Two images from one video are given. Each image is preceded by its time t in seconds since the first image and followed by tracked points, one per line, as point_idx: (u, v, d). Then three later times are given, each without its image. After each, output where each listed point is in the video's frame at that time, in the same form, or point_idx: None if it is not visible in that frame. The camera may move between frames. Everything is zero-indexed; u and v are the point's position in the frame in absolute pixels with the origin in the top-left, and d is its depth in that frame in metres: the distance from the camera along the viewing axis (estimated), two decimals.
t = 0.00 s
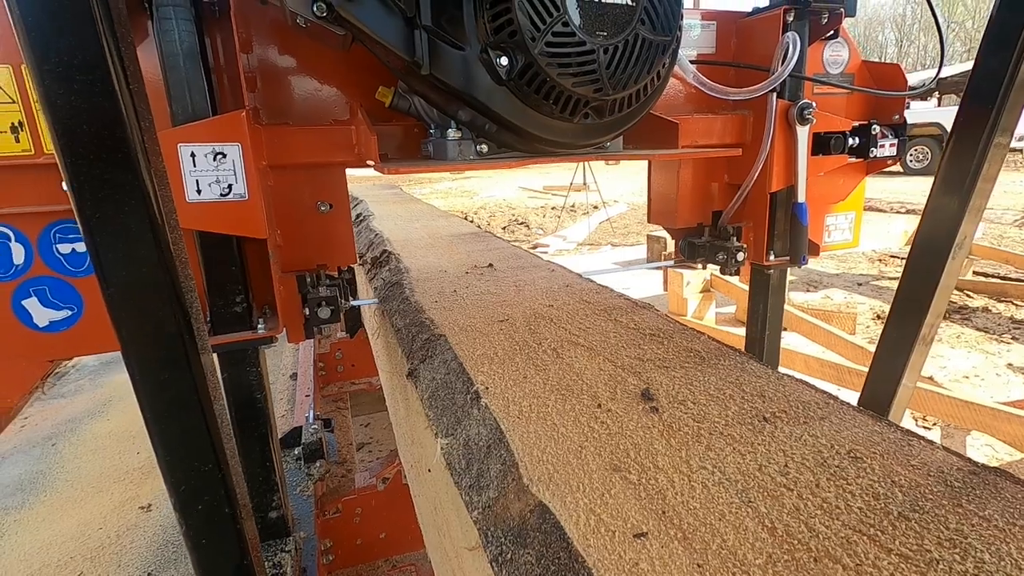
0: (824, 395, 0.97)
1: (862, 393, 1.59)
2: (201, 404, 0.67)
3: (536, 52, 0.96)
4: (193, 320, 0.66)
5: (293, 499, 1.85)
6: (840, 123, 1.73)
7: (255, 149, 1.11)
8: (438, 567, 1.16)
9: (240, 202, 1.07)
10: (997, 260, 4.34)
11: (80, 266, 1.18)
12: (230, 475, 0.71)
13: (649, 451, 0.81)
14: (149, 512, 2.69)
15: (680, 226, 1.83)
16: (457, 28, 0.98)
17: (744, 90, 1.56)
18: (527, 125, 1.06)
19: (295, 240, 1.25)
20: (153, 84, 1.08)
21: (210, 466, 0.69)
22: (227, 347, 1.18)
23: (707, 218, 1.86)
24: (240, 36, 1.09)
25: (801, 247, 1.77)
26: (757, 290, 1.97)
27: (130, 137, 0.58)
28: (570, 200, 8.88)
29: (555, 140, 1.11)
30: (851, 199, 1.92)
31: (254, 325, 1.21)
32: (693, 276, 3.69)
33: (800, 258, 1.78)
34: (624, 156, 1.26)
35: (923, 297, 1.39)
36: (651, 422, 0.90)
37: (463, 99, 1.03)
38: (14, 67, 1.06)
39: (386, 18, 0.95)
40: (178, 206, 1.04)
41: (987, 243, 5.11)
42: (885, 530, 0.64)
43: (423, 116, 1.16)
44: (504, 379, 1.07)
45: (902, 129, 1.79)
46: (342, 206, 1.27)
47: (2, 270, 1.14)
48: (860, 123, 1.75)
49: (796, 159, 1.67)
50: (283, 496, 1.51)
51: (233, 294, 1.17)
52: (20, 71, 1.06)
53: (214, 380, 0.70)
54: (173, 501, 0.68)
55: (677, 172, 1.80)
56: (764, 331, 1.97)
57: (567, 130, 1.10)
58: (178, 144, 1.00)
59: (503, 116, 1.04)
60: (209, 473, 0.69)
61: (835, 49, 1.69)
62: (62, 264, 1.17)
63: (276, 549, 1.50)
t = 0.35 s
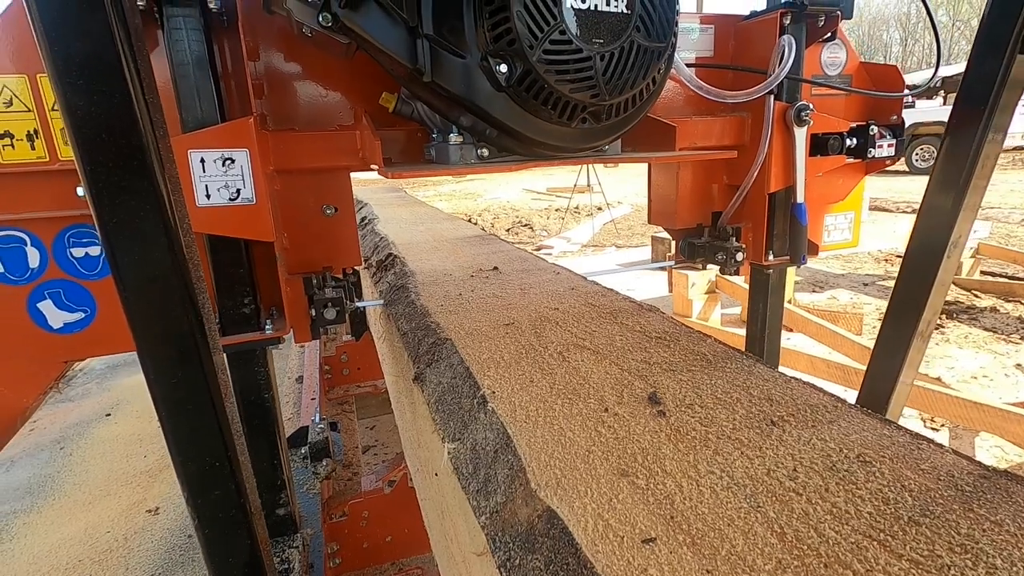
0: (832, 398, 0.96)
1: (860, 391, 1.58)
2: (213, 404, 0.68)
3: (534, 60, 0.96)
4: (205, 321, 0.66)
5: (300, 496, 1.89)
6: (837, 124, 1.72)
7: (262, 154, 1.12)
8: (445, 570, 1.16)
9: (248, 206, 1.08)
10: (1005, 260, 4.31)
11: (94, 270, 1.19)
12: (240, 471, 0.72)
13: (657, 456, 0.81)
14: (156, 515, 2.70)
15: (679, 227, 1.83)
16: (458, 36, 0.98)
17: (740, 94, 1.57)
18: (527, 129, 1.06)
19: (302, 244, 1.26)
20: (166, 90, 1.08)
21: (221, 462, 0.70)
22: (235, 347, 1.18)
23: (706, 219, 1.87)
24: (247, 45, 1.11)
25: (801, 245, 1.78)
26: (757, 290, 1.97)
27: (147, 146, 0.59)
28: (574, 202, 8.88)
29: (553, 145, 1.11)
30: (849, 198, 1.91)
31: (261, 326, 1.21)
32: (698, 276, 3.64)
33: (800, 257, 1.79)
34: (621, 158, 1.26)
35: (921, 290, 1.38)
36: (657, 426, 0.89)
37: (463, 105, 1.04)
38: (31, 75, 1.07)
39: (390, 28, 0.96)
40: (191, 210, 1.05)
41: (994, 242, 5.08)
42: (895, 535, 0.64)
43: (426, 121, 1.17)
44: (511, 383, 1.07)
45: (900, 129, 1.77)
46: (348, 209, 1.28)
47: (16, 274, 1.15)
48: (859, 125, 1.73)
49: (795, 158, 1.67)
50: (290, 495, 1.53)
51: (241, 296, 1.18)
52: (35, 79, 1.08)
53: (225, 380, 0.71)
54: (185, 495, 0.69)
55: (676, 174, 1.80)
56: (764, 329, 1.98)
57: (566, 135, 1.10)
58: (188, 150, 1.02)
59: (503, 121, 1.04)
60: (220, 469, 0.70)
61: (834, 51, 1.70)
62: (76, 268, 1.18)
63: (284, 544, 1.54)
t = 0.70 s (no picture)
0: (829, 396, 0.97)
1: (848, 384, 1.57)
2: (212, 396, 0.69)
3: (525, 60, 0.97)
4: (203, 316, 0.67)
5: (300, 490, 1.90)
6: (828, 122, 1.73)
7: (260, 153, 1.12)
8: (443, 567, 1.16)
9: (245, 204, 1.08)
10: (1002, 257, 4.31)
11: (95, 266, 1.18)
12: (239, 462, 0.73)
13: (654, 454, 0.82)
14: (154, 514, 2.70)
15: (673, 223, 1.84)
16: (450, 38, 0.98)
17: (729, 92, 1.57)
18: (520, 129, 1.07)
19: (300, 241, 1.26)
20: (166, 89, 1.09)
21: (221, 452, 0.71)
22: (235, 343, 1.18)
23: (699, 216, 1.87)
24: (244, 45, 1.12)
25: (792, 242, 1.77)
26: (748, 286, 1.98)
27: (148, 145, 0.61)
28: (572, 199, 8.88)
29: (544, 144, 1.12)
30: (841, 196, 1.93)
31: (259, 321, 1.22)
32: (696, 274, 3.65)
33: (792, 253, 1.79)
34: (612, 156, 1.27)
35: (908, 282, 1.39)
36: (654, 424, 0.90)
37: (455, 105, 1.04)
38: (31, 74, 1.07)
39: (385, 29, 0.97)
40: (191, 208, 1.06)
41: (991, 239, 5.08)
42: (891, 532, 0.64)
43: (421, 120, 1.16)
44: (508, 382, 1.08)
45: (889, 127, 1.79)
46: (345, 207, 1.28)
47: (18, 271, 1.15)
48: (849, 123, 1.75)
49: (785, 155, 1.67)
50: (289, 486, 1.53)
51: (239, 291, 1.19)
52: (36, 79, 1.08)
53: (224, 375, 0.72)
54: (186, 484, 0.71)
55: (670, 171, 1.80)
56: (756, 324, 2.00)
57: (556, 133, 1.10)
58: (187, 149, 1.02)
59: (496, 121, 1.04)
60: (219, 458, 0.71)
61: (825, 50, 1.69)
62: (77, 264, 1.17)
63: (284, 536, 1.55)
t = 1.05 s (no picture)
0: (837, 401, 0.98)
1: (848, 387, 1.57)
2: (238, 389, 0.72)
3: (534, 71, 0.99)
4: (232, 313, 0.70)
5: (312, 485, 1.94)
6: (830, 129, 1.74)
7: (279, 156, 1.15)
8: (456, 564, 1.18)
9: (265, 206, 1.11)
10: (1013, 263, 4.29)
11: (121, 265, 1.22)
12: (260, 450, 0.76)
13: (666, 456, 0.84)
14: (167, 510, 2.74)
15: (677, 226, 1.86)
16: (463, 49, 1.00)
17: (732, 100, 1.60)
18: (530, 137, 1.09)
19: (315, 242, 1.30)
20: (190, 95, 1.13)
21: (244, 440, 0.74)
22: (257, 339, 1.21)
23: (703, 220, 1.89)
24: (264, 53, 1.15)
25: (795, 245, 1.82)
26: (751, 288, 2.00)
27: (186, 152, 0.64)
28: (580, 202, 8.89)
29: (553, 152, 1.14)
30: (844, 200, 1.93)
31: (277, 319, 1.24)
32: (704, 278, 3.66)
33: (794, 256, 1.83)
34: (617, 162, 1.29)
35: (906, 285, 1.40)
36: (665, 426, 0.92)
37: (467, 112, 1.06)
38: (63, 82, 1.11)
39: (401, 40, 1.00)
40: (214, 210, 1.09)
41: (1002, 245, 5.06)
42: (898, 534, 0.66)
43: (433, 126, 1.19)
44: (522, 384, 1.10)
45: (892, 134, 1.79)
46: (359, 209, 1.31)
47: (49, 268, 1.18)
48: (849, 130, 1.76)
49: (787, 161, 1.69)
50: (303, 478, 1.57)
51: (257, 290, 1.22)
52: (69, 87, 1.12)
53: (249, 369, 0.75)
54: (212, 473, 0.74)
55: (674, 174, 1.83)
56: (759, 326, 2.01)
57: (563, 141, 1.12)
58: (211, 153, 1.05)
59: (507, 129, 1.07)
60: (242, 445, 0.74)
61: (828, 57, 1.71)
62: (104, 263, 1.21)
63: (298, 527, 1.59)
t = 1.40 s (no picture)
0: (831, 396, 0.99)
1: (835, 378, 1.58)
2: (234, 386, 0.72)
3: (521, 74, 0.99)
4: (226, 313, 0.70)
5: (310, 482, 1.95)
6: (817, 127, 1.74)
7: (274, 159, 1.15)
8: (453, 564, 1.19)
9: (260, 208, 1.11)
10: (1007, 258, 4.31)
11: (118, 267, 1.21)
12: (257, 445, 0.76)
13: (662, 453, 0.84)
14: (163, 515, 2.73)
15: (666, 223, 1.89)
16: (452, 52, 1.01)
17: (718, 99, 1.61)
18: (520, 138, 1.09)
19: (310, 243, 1.30)
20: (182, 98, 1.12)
21: (241, 436, 0.73)
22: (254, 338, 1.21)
23: (693, 216, 1.91)
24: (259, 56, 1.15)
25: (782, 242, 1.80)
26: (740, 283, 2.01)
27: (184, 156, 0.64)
28: (576, 202, 8.90)
29: (541, 150, 1.14)
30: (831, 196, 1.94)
31: (273, 319, 1.24)
32: (700, 276, 3.67)
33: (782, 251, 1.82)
34: (607, 160, 1.29)
35: (891, 279, 1.40)
36: (662, 424, 0.92)
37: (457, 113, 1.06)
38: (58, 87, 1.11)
39: (392, 45, 1.01)
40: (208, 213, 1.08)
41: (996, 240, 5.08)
42: (893, 528, 0.66)
43: (425, 126, 1.19)
44: (518, 384, 1.10)
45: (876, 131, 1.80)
46: (353, 210, 1.31)
47: (46, 271, 1.18)
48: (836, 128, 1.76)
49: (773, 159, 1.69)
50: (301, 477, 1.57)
51: (253, 289, 1.21)
52: (64, 91, 1.11)
53: (246, 368, 0.75)
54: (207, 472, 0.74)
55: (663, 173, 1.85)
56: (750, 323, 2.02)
57: (551, 140, 1.12)
58: (207, 156, 1.04)
59: (497, 130, 1.07)
60: (239, 441, 0.74)
61: (812, 56, 1.73)
62: (102, 265, 1.20)
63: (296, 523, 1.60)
